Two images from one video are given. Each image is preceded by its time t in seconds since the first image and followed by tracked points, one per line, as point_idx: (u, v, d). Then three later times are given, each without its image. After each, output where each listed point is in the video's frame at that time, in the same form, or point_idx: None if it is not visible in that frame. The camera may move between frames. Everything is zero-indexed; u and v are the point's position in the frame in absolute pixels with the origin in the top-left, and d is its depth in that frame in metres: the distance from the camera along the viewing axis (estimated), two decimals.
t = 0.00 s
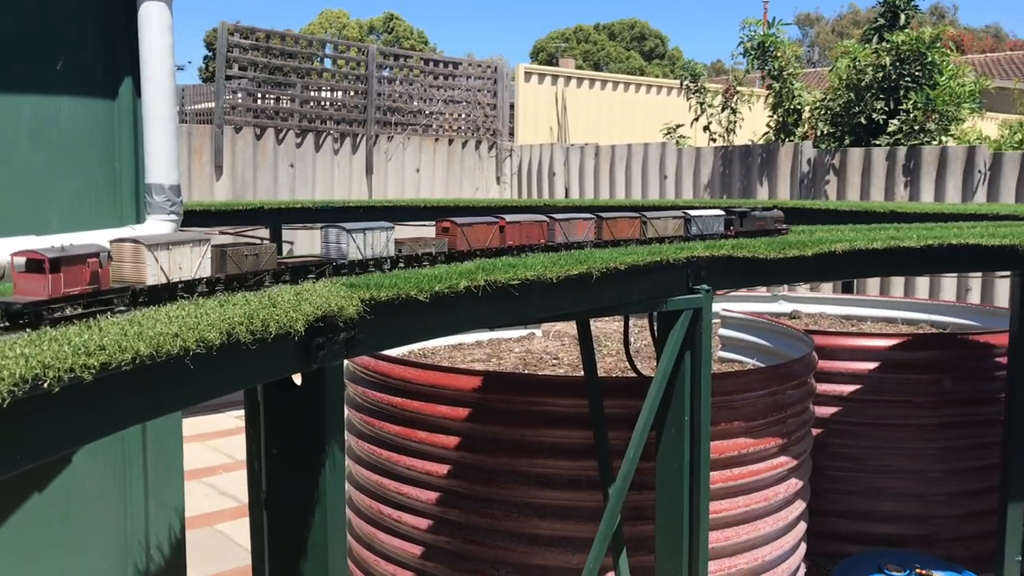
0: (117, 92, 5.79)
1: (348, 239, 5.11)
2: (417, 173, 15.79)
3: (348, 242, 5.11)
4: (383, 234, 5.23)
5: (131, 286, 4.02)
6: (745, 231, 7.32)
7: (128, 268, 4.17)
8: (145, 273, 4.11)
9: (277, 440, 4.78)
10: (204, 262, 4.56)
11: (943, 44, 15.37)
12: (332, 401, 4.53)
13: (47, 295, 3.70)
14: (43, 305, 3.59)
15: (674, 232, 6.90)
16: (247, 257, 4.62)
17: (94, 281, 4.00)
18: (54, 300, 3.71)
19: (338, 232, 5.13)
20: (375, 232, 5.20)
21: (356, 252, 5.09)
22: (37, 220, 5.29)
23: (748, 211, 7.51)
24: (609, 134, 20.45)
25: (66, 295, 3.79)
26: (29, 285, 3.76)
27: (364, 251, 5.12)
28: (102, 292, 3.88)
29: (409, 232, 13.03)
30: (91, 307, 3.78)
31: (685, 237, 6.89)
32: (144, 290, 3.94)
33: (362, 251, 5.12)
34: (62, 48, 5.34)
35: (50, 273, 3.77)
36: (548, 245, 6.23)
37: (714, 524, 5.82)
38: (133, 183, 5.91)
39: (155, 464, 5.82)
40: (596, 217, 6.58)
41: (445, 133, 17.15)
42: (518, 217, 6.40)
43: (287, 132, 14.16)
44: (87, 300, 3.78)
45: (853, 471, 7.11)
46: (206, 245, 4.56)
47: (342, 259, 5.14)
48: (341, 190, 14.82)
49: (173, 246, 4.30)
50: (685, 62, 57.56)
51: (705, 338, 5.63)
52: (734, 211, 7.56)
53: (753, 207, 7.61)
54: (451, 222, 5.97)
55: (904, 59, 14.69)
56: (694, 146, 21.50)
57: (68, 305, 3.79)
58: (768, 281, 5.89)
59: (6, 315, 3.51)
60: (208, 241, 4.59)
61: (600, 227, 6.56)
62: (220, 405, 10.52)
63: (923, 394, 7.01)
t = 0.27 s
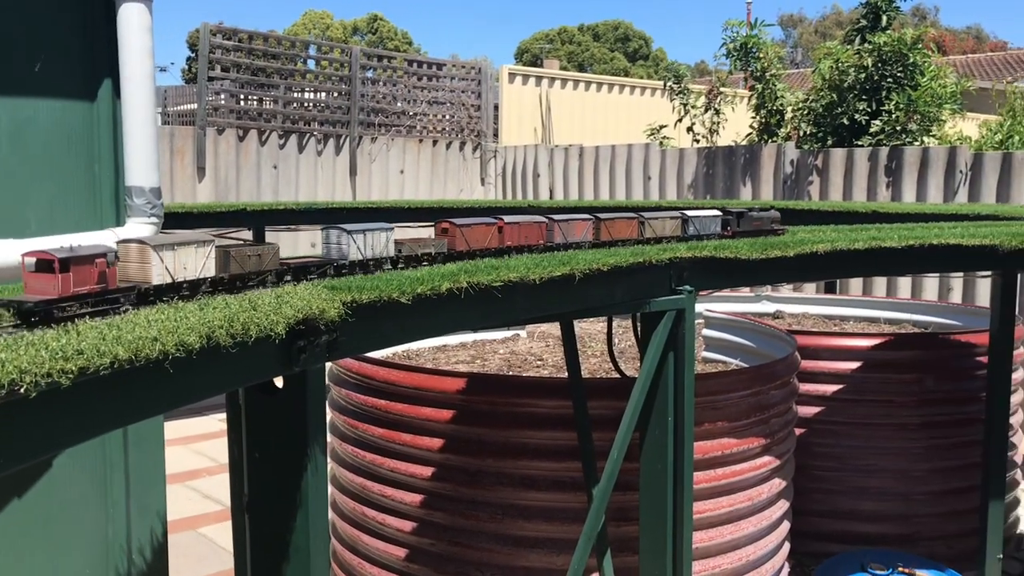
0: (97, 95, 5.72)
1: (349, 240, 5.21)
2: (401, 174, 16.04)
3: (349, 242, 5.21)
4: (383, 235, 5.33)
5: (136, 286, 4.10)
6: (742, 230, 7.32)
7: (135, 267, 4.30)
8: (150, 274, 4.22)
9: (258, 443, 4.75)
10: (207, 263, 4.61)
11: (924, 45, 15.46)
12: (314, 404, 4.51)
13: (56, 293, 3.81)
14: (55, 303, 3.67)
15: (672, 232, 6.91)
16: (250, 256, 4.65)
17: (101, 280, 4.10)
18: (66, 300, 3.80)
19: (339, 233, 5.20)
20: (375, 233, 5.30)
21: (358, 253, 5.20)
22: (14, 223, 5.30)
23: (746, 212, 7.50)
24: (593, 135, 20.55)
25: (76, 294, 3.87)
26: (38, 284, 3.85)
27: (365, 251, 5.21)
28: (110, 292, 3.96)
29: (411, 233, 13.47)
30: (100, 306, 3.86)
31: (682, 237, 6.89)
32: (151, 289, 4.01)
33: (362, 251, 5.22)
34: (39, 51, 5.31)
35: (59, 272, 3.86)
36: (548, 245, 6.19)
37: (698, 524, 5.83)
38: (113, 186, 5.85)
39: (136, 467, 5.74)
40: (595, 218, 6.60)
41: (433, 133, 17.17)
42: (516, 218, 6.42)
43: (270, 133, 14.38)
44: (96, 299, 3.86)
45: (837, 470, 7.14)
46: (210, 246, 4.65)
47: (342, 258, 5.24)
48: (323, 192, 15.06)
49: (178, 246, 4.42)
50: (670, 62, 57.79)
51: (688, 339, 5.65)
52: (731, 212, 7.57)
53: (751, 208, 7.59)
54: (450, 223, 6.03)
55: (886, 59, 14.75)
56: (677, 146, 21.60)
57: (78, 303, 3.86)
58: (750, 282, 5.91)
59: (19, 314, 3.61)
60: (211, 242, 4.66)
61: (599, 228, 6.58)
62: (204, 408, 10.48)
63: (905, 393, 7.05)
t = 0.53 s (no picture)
0: (73, 99, 5.69)
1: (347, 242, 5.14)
2: (384, 177, 16.14)
3: (347, 245, 5.14)
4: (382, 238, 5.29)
5: (142, 287, 4.06)
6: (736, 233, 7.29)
7: (139, 269, 4.23)
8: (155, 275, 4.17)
9: (237, 449, 4.73)
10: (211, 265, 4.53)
11: (903, 49, 15.58)
12: (292, 410, 4.50)
13: (63, 294, 3.77)
14: (62, 304, 3.69)
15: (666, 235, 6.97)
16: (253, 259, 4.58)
17: (108, 282, 4.04)
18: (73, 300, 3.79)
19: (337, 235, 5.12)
20: (373, 236, 5.26)
21: (357, 255, 5.13)
22: None
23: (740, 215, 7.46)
24: (576, 138, 20.66)
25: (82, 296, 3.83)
26: (45, 285, 3.82)
27: (363, 253, 5.16)
28: (115, 293, 3.92)
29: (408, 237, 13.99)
30: (105, 307, 3.83)
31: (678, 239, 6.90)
32: (155, 291, 3.95)
33: (360, 253, 5.16)
34: (16, 54, 5.27)
35: (66, 273, 3.82)
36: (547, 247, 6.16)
37: (679, 527, 5.84)
38: (91, 190, 5.82)
39: (114, 473, 5.68)
40: (591, 221, 6.68)
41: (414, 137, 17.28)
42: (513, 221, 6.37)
43: (252, 137, 14.47)
44: (102, 299, 3.84)
45: (818, 472, 7.17)
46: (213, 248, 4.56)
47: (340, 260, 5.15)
48: (306, 196, 15.21)
49: (182, 248, 4.32)
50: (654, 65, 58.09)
51: (669, 343, 5.65)
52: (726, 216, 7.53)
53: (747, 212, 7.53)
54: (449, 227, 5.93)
55: (865, 63, 14.86)
56: (660, 149, 21.73)
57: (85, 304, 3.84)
58: (730, 286, 5.93)
59: (27, 314, 3.63)
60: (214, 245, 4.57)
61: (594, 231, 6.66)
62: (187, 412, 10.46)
63: (885, 395, 7.09)
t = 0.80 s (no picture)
0: (49, 103, 5.66)
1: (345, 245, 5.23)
2: (365, 181, 16.23)
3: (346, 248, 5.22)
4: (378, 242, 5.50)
5: (144, 290, 4.12)
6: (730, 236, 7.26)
7: (142, 271, 4.42)
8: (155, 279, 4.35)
9: (215, 456, 4.68)
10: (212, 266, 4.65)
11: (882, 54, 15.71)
12: (269, 415, 4.49)
13: (67, 296, 3.83)
14: (67, 304, 3.75)
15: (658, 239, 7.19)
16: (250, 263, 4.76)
17: (112, 284, 4.06)
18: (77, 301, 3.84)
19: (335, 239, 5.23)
20: (370, 240, 5.41)
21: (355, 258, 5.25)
22: None
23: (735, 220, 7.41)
24: (559, 142, 20.74)
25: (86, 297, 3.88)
26: (50, 286, 3.89)
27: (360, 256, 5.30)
28: (118, 296, 3.96)
29: (423, 241, 14.74)
30: (107, 309, 3.88)
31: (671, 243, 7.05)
32: (156, 295, 3.98)
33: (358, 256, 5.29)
34: None
35: (71, 275, 3.86)
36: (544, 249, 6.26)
37: (660, 531, 5.86)
38: (67, 195, 5.79)
39: (91, 480, 5.69)
40: (585, 225, 6.69)
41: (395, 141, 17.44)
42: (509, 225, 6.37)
43: (233, 140, 14.57)
44: (105, 300, 3.89)
45: (798, 475, 7.21)
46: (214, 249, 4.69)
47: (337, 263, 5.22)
48: (287, 199, 15.34)
49: (184, 251, 4.43)
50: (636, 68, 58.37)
51: (648, 346, 5.65)
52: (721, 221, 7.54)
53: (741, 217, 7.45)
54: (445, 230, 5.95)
55: (844, 68, 14.93)
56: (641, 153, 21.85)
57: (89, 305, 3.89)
58: (709, 290, 5.95)
59: (33, 314, 3.68)
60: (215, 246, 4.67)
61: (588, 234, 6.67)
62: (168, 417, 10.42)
63: (864, 398, 7.14)
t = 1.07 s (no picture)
0: (24, 103, 5.58)
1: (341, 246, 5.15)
2: (346, 182, 16.22)
3: (342, 248, 5.14)
4: (377, 242, 5.45)
5: (145, 289, 4.12)
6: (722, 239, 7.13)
7: (143, 270, 4.30)
8: (156, 277, 4.23)
9: (191, 459, 4.66)
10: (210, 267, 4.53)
11: (862, 57, 15.81)
12: (247, 419, 4.43)
13: (69, 294, 3.81)
14: (69, 303, 3.76)
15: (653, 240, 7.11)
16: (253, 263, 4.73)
17: (114, 282, 4.04)
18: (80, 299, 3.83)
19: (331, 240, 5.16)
20: (368, 242, 5.36)
21: (352, 258, 5.18)
22: None
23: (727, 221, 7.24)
24: (541, 143, 20.80)
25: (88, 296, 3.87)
26: (52, 285, 3.88)
27: (356, 256, 5.23)
28: (119, 293, 3.95)
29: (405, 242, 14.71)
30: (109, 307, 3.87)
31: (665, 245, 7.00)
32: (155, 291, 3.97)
33: (355, 257, 5.22)
34: None
35: (73, 274, 3.84)
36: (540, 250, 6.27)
37: (640, 533, 5.88)
38: (43, 196, 5.72)
39: (66, 485, 5.65)
40: (580, 226, 6.59)
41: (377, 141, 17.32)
42: (505, 227, 6.23)
43: (213, 140, 14.50)
44: (107, 299, 3.87)
45: (778, 477, 7.25)
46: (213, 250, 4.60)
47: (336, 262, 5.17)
48: (268, 200, 15.25)
49: (183, 250, 4.33)
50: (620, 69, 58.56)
51: (628, 349, 5.64)
52: (715, 223, 7.39)
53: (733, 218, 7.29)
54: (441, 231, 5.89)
55: (825, 72, 15.01)
56: (623, 155, 21.93)
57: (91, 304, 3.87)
58: (689, 293, 5.96)
59: (35, 312, 3.72)
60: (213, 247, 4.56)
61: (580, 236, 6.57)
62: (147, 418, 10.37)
63: (843, 400, 7.17)
